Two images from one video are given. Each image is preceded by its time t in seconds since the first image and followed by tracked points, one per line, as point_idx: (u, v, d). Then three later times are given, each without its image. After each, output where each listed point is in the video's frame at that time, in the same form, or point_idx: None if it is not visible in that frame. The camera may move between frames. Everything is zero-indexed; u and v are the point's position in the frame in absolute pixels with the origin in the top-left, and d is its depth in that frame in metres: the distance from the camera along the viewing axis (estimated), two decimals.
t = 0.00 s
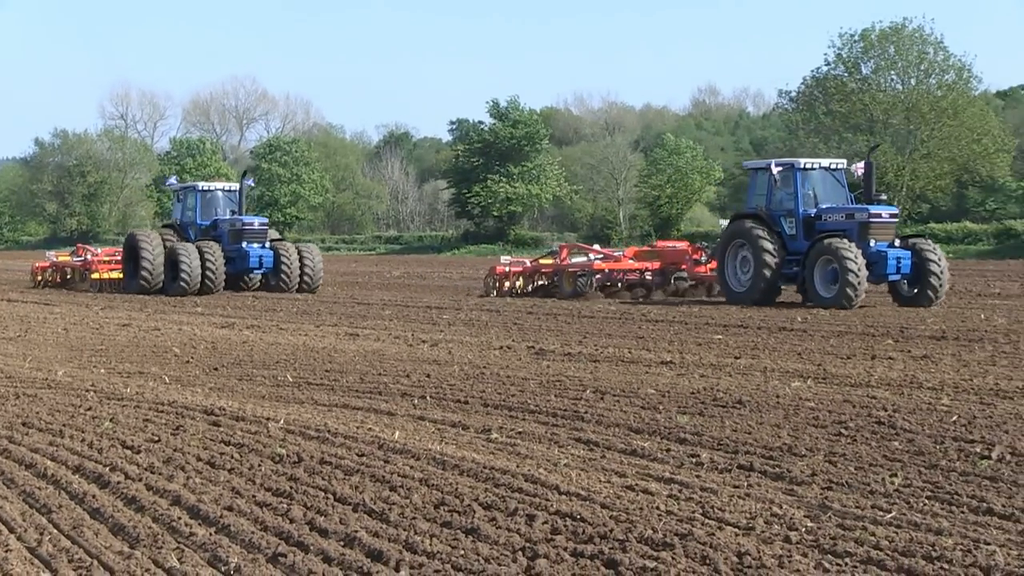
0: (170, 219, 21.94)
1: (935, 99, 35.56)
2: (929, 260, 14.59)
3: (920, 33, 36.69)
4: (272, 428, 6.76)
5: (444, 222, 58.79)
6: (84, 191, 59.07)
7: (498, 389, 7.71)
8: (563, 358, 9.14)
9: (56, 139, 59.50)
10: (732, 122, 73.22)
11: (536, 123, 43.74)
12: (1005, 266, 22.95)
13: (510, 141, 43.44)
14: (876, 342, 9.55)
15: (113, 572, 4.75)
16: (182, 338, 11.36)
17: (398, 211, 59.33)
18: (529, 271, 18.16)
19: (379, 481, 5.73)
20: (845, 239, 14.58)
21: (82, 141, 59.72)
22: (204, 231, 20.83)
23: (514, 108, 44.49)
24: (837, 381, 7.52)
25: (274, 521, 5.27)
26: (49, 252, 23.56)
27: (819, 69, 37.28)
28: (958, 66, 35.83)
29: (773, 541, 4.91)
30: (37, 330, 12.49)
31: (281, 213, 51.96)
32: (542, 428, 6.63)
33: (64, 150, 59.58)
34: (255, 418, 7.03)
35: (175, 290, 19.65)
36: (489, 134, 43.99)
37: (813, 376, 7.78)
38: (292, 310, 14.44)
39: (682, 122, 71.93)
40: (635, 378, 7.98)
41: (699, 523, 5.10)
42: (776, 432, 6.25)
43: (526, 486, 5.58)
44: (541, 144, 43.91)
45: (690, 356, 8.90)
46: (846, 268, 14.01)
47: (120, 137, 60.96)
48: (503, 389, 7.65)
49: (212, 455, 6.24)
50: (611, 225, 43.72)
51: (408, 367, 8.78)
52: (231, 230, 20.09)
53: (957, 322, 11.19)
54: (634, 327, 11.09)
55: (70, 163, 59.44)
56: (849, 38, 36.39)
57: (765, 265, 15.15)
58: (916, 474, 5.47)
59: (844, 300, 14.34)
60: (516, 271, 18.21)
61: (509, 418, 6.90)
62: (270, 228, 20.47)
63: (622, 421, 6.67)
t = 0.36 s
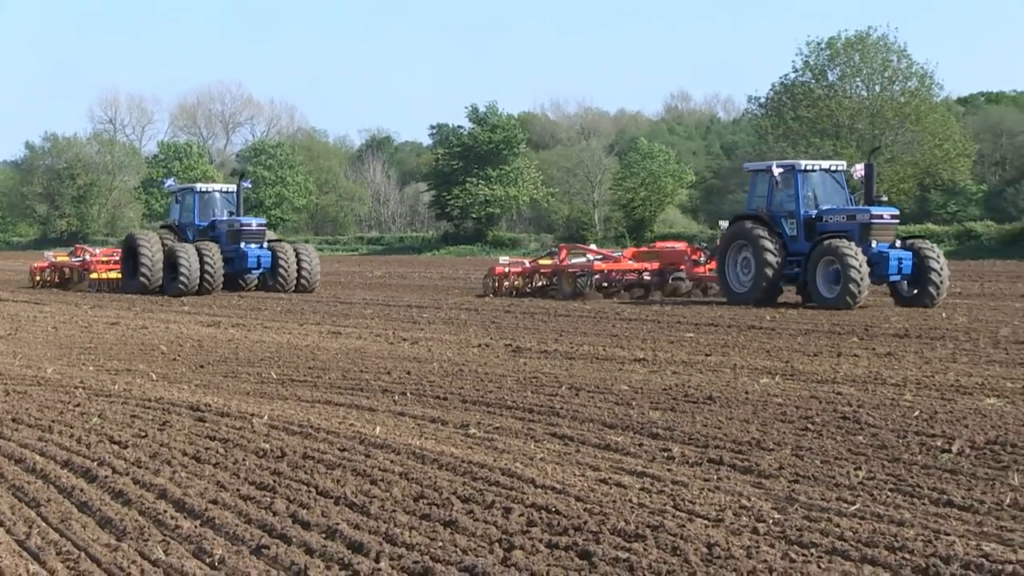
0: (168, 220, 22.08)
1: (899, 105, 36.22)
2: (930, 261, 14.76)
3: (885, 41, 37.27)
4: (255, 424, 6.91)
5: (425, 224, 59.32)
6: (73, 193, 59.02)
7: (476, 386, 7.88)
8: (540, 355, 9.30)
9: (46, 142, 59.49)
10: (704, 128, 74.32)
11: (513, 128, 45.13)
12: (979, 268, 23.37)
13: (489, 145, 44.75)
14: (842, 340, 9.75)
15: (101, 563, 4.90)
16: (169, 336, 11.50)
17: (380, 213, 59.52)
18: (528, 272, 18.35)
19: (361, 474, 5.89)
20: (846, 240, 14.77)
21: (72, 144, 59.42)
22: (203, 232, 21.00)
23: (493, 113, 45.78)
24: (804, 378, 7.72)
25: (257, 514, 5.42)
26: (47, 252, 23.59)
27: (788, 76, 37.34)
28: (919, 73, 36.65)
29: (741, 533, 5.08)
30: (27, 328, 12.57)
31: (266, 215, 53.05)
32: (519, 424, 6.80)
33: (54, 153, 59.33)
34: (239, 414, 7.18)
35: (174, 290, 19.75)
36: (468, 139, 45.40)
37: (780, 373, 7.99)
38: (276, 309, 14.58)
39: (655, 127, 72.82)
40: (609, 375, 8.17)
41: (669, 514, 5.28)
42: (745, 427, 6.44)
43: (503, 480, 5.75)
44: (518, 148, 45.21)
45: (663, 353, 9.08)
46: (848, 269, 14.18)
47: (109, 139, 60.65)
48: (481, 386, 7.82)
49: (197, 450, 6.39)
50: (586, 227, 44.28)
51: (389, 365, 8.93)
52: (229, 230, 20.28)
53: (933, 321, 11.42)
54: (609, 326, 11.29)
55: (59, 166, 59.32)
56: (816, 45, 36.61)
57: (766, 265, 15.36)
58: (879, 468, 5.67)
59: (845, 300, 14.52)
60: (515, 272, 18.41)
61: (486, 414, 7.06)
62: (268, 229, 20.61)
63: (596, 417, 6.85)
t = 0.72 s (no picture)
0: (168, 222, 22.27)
1: (861, 111, 37.10)
2: (928, 263, 15.03)
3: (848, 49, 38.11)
4: (241, 419, 7.08)
5: (406, 225, 59.75)
6: (64, 196, 59.30)
7: (454, 381, 8.10)
8: (516, 352, 9.51)
9: (38, 147, 59.93)
10: (673, 135, 75.75)
11: (490, 133, 45.76)
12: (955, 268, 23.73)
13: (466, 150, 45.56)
14: (807, 337, 10.00)
15: (91, 554, 5.07)
16: (155, 334, 11.68)
17: (361, 216, 59.89)
18: (526, 272, 18.68)
19: (342, 468, 6.09)
20: (845, 241, 14.99)
21: (62, 148, 60.17)
22: (201, 234, 21.21)
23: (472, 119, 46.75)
24: (770, 374, 7.97)
25: (242, 506, 5.61)
26: (47, 253, 23.77)
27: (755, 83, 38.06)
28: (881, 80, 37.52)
29: (709, 523, 5.30)
30: (18, 327, 12.72)
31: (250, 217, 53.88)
32: (496, 418, 7.00)
33: (46, 157, 59.95)
34: (225, 409, 7.36)
35: (174, 291, 19.95)
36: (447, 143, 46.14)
37: (747, 369, 8.24)
38: (260, 309, 14.80)
39: (627, 134, 73.93)
40: (584, 371, 8.39)
41: (641, 506, 5.50)
42: (714, 421, 6.68)
43: (480, 473, 5.96)
44: (495, 152, 46.09)
45: (634, 351, 9.31)
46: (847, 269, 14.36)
47: (99, 145, 61.82)
48: (459, 382, 8.03)
49: (184, 445, 6.56)
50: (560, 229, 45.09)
51: (369, 361, 9.13)
52: (227, 233, 20.38)
53: (910, 319, 11.69)
54: (584, 323, 11.53)
55: (51, 169, 59.71)
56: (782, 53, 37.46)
57: (765, 266, 15.58)
58: (842, 461, 5.91)
59: (844, 301, 14.69)
60: (514, 272, 18.70)
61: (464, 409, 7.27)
62: (265, 230, 20.76)
63: (570, 411, 7.07)
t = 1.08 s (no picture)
0: (166, 224, 22.50)
1: (825, 117, 38.49)
2: (926, 263, 15.26)
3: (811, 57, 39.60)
4: (226, 415, 7.26)
5: (385, 227, 60.12)
6: (53, 199, 59.35)
7: (432, 378, 8.30)
8: (493, 350, 9.72)
9: (28, 151, 60.26)
10: (645, 140, 77.03)
11: (468, 137, 45.85)
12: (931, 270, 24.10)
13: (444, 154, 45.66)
14: (774, 335, 10.26)
15: (79, 546, 5.25)
16: (143, 333, 11.84)
17: (343, 217, 60.17)
18: (524, 273, 18.89)
19: (324, 462, 6.27)
20: (844, 241, 15.24)
21: (53, 153, 60.98)
22: (198, 235, 21.45)
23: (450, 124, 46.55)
24: (737, 370, 8.22)
25: (226, 499, 5.79)
26: (45, 255, 23.93)
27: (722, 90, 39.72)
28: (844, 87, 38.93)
29: (678, 514, 5.52)
30: (8, 326, 12.85)
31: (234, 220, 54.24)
32: (472, 414, 7.20)
33: (36, 162, 60.53)
34: (210, 406, 7.53)
35: (173, 291, 20.09)
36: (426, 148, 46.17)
37: (716, 366, 8.49)
38: (244, 308, 15.00)
39: (598, 139, 75.00)
40: (559, 369, 8.62)
41: (612, 498, 5.70)
42: (683, 416, 6.92)
43: (457, 466, 6.16)
44: (472, 157, 46.17)
45: (607, 348, 9.54)
46: (848, 270, 14.59)
47: (88, 151, 62.47)
48: (437, 378, 8.24)
49: (170, 440, 6.74)
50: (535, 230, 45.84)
51: (350, 359, 9.31)
52: (224, 233, 20.64)
53: (885, 317, 11.95)
54: (558, 322, 11.76)
55: (41, 173, 60.09)
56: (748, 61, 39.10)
57: (764, 268, 15.84)
58: (806, 454, 6.14)
59: (845, 301, 14.93)
60: (512, 273, 18.87)
61: (442, 405, 7.46)
62: (262, 232, 20.96)
63: (545, 407, 7.28)
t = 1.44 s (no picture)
0: (164, 227, 22.72)
1: (792, 125, 39.88)
2: (925, 267, 15.46)
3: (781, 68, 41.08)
4: (212, 412, 7.45)
5: (368, 230, 62.16)
6: (46, 202, 59.54)
7: (412, 376, 8.53)
8: (470, 349, 9.96)
9: (20, 156, 60.92)
10: (619, 146, 78.39)
11: (447, 144, 46.65)
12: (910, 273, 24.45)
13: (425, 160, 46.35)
14: (742, 335, 10.54)
15: (69, 539, 5.42)
16: (133, 332, 12.05)
17: (326, 221, 61.68)
18: (522, 276, 19.21)
19: (306, 458, 6.47)
20: (844, 245, 15.45)
21: (45, 158, 61.34)
22: (198, 238, 21.69)
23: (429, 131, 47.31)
24: (707, 370, 8.48)
25: (212, 493, 5.98)
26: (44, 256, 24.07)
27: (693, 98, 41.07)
28: (810, 96, 40.43)
29: (649, 508, 5.73)
30: None
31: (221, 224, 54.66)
32: (451, 411, 7.42)
33: (29, 167, 61.22)
34: (197, 403, 7.73)
35: (172, 293, 20.25)
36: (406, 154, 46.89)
37: (686, 365, 8.76)
38: (228, 308, 15.27)
39: (573, 145, 76.29)
40: (535, 368, 8.87)
41: (585, 493, 5.92)
42: (655, 413, 7.16)
43: (435, 462, 6.36)
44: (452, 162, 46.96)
45: (581, 348, 9.80)
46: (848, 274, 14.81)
47: (78, 154, 62.72)
48: (416, 376, 8.47)
49: (158, 436, 6.93)
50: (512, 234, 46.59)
51: (333, 358, 9.53)
52: (223, 236, 20.80)
53: (863, 319, 12.23)
54: (534, 322, 11.99)
55: (33, 178, 60.35)
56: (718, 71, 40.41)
57: (764, 271, 16.09)
58: (772, 450, 6.38)
59: (844, 305, 15.16)
60: (510, 276, 19.25)
61: (421, 402, 7.68)
62: (260, 234, 21.14)
63: (521, 404, 7.51)
